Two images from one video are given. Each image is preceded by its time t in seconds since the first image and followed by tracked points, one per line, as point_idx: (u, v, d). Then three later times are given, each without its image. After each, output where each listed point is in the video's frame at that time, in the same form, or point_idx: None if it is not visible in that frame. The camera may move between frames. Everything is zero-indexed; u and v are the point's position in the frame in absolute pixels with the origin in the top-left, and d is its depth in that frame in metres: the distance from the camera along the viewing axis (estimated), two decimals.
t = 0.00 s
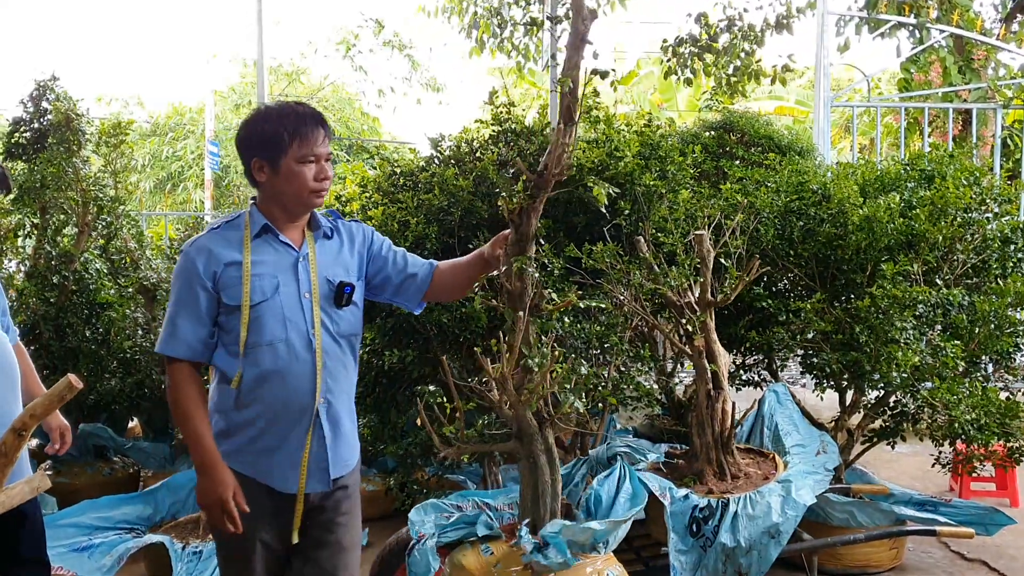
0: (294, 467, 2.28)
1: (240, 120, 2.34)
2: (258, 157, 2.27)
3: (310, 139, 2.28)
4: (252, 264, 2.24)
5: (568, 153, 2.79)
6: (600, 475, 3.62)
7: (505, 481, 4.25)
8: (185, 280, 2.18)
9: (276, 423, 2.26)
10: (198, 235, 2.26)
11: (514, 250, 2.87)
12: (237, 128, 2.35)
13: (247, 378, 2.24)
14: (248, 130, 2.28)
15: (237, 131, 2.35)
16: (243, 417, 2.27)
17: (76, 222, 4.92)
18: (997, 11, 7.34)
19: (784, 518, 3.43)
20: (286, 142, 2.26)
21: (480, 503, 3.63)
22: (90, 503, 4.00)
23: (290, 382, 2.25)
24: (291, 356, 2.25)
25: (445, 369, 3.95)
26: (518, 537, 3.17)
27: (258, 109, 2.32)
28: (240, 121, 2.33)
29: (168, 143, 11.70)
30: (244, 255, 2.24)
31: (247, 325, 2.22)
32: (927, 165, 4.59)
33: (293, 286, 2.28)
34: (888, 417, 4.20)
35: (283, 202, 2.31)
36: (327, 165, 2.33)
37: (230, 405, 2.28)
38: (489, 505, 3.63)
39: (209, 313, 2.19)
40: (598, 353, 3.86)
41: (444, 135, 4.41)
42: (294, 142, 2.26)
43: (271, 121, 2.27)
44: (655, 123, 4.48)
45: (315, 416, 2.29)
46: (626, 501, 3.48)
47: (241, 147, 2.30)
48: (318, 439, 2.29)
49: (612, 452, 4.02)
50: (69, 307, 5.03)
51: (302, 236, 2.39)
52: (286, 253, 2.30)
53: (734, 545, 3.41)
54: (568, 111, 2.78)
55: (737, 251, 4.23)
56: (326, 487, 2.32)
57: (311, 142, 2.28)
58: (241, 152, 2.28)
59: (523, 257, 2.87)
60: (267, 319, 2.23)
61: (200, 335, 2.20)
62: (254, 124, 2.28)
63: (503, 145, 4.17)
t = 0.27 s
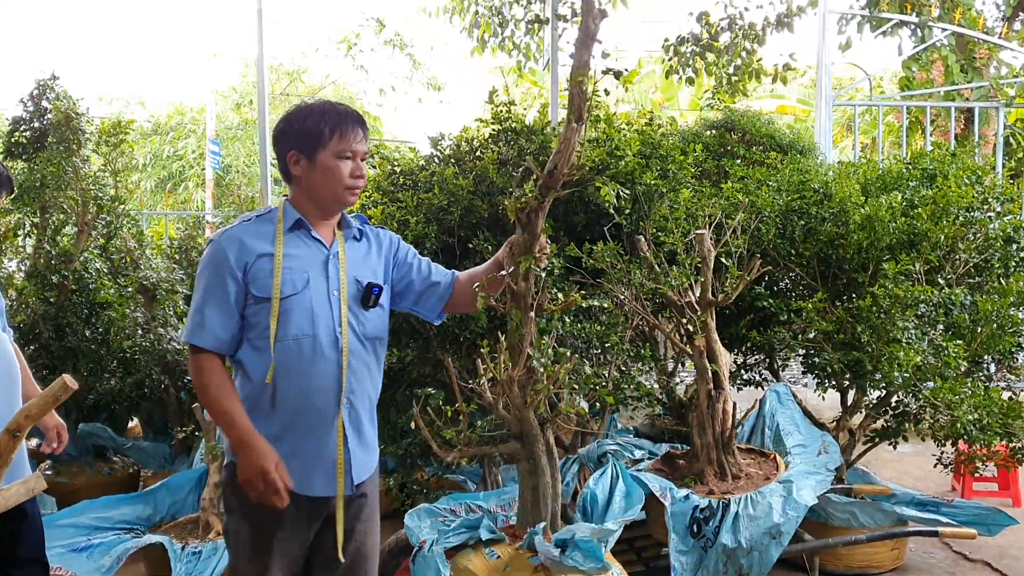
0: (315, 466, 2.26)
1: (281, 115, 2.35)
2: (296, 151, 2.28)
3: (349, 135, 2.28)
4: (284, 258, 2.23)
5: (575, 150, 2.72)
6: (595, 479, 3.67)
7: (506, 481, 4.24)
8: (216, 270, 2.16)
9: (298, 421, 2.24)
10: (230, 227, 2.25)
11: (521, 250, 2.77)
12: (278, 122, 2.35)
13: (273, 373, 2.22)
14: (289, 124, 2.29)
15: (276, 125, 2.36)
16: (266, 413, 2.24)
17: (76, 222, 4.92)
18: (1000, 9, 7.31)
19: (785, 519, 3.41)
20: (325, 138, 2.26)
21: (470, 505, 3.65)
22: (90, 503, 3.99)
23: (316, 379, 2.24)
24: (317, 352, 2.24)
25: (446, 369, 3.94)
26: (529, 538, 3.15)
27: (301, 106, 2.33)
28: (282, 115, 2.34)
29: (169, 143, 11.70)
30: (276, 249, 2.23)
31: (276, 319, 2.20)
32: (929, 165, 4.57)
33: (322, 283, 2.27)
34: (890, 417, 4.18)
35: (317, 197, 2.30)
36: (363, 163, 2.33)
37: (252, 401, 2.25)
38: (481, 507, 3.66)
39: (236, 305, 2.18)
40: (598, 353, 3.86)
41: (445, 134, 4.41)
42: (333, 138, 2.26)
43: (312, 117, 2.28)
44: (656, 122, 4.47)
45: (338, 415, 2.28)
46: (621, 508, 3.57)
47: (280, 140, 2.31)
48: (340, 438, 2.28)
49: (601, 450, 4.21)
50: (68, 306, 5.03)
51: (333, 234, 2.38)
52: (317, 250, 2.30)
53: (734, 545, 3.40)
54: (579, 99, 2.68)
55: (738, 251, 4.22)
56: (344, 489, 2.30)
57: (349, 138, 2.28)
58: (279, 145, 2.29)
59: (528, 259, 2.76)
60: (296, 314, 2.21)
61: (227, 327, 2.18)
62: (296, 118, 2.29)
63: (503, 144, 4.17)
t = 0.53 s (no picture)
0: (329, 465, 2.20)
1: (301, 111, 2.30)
2: (314, 149, 2.23)
3: (368, 134, 2.23)
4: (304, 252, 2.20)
5: (581, 151, 2.69)
6: (592, 479, 3.69)
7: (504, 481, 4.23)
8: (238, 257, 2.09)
9: (313, 419, 2.19)
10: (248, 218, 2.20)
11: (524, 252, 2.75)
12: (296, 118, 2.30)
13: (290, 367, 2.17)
14: (308, 121, 2.24)
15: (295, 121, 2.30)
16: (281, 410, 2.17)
17: (73, 221, 4.90)
18: (1001, 7, 7.27)
19: (785, 519, 3.39)
20: (343, 136, 2.21)
21: (462, 506, 3.58)
22: (87, 503, 3.97)
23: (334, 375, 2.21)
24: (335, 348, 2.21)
25: (444, 368, 3.93)
26: (537, 540, 3.14)
27: (320, 102, 2.28)
28: (301, 112, 2.29)
29: (169, 142, 11.69)
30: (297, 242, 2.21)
31: (297, 312, 2.16)
32: (930, 163, 4.55)
33: (339, 281, 2.26)
34: (890, 416, 4.18)
35: (334, 197, 2.26)
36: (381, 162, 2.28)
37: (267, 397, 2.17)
38: (474, 510, 3.57)
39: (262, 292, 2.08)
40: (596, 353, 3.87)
41: (443, 132, 4.40)
42: (351, 136, 2.21)
43: (331, 115, 2.24)
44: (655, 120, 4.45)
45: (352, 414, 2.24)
46: (613, 512, 3.58)
47: (298, 137, 2.26)
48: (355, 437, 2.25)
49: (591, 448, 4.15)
50: (66, 305, 5.02)
51: (350, 233, 2.37)
52: (335, 248, 2.29)
53: (733, 546, 3.38)
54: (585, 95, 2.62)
55: (738, 250, 4.20)
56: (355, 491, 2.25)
57: (368, 136, 2.23)
58: (296, 142, 2.24)
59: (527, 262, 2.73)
60: (315, 308, 2.19)
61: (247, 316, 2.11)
62: (315, 115, 2.24)
63: (502, 142, 4.17)
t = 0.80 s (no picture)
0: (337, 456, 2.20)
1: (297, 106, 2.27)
2: (312, 145, 2.20)
3: (365, 127, 2.21)
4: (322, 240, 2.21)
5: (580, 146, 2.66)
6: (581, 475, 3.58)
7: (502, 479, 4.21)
8: (271, 226, 2.03)
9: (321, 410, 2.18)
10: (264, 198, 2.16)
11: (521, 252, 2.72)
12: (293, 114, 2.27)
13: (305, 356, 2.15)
14: (304, 118, 2.21)
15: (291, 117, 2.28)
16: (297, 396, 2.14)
17: (71, 219, 4.89)
18: (1003, 4, 7.24)
19: (785, 518, 3.37)
20: (342, 132, 2.18)
21: (453, 509, 3.50)
22: (83, 501, 3.95)
23: (346, 365, 2.23)
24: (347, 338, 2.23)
25: (441, 366, 3.91)
26: (550, 539, 3.04)
27: (316, 96, 2.25)
28: (297, 106, 2.26)
29: (169, 140, 11.68)
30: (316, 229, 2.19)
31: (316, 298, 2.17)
32: (930, 160, 4.53)
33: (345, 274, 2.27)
34: (890, 415, 4.16)
35: (335, 193, 2.25)
36: (380, 156, 2.26)
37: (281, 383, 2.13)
38: (464, 511, 3.50)
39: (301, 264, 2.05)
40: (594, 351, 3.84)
41: (441, 130, 4.38)
42: (350, 131, 2.19)
43: (328, 110, 2.21)
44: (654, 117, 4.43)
45: (357, 407, 2.26)
46: (607, 510, 3.48)
47: (294, 134, 2.23)
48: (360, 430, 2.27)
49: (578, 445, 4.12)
50: (63, 304, 4.99)
51: (352, 228, 2.38)
52: (344, 241, 2.29)
53: (733, 545, 3.36)
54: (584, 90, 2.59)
55: (737, 247, 4.18)
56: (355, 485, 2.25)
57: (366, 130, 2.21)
58: (293, 139, 2.21)
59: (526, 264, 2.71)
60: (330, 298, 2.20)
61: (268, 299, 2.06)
62: (312, 111, 2.21)
63: (500, 139, 4.16)
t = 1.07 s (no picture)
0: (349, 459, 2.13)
1: (286, 100, 2.21)
2: (306, 142, 2.16)
3: (359, 122, 2.16)
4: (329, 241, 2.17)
5: (587, 143, 2.67)
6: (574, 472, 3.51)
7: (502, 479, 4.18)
8: (286, 227, 1.99)
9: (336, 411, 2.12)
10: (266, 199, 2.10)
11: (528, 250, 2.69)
12: (282, 109, 2.21)
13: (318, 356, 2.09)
14: (296, 114, 2.15)
15: (280, 112, 2.22)
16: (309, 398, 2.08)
17: (69, 217, 4.87)
18: (1005, 2, 7.21)
19: (786, 519, 3.35)
20: (336, 128, 2.14)
21: (448, 512, 3.39)
22: (80, 501, 3.93)
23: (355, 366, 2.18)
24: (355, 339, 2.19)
25: (440, 366, 3.89)
26: (559, 540, 2.95)
27: (306, 90, 2.19)
28: (286, 101, 2.20)
29: (169, 139, 11.66)
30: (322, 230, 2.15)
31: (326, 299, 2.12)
32: (933, 158, 4.50)
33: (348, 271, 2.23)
34: (892, 414, 4.14)
35: (330, 191, 2.21)
36: (375, 150, 2.22)
37: (292, 385, 2.06)
38: (460, 513, 3.40)
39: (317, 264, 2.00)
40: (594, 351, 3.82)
41: (441, 128, 4.36)
42: (344, 127, 2.14)
43: (320, 105, 2.15)
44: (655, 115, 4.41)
45: (366, 409, 2.22)
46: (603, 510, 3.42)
47: (285, 131, 2.18)
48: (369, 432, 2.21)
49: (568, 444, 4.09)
50: (62, 302, 4.97)
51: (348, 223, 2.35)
52: (345, 239, 2.24)
53: (733, 546, 3.34)
54: (592, 88, 2.60)
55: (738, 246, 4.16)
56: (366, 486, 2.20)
57: (359, 125, 2.16)
58: (285, 136, 2.16)
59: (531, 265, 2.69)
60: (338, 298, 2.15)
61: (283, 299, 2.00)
62: (304, 107, 2.15)
63: (500, 137, 4.15)
